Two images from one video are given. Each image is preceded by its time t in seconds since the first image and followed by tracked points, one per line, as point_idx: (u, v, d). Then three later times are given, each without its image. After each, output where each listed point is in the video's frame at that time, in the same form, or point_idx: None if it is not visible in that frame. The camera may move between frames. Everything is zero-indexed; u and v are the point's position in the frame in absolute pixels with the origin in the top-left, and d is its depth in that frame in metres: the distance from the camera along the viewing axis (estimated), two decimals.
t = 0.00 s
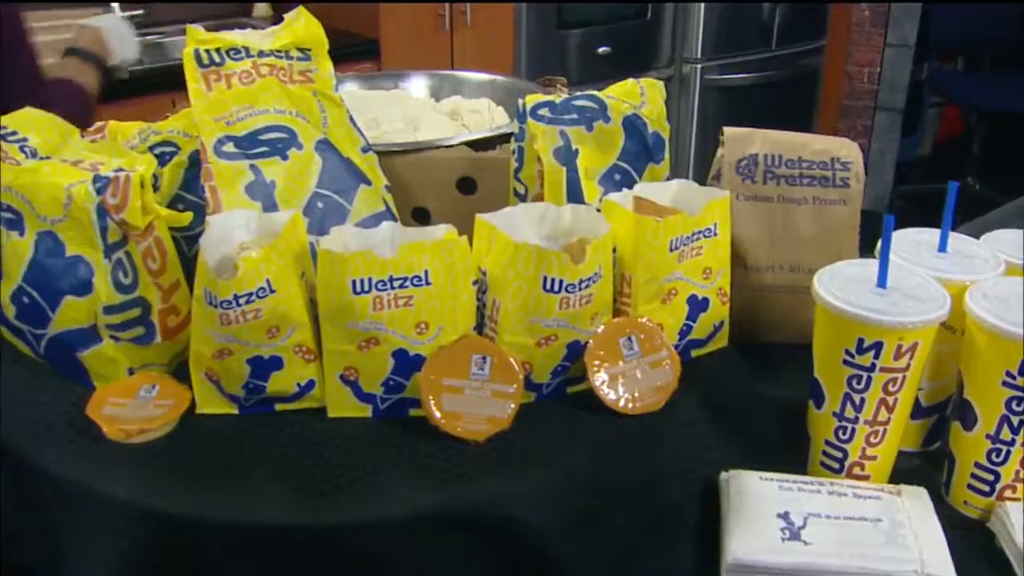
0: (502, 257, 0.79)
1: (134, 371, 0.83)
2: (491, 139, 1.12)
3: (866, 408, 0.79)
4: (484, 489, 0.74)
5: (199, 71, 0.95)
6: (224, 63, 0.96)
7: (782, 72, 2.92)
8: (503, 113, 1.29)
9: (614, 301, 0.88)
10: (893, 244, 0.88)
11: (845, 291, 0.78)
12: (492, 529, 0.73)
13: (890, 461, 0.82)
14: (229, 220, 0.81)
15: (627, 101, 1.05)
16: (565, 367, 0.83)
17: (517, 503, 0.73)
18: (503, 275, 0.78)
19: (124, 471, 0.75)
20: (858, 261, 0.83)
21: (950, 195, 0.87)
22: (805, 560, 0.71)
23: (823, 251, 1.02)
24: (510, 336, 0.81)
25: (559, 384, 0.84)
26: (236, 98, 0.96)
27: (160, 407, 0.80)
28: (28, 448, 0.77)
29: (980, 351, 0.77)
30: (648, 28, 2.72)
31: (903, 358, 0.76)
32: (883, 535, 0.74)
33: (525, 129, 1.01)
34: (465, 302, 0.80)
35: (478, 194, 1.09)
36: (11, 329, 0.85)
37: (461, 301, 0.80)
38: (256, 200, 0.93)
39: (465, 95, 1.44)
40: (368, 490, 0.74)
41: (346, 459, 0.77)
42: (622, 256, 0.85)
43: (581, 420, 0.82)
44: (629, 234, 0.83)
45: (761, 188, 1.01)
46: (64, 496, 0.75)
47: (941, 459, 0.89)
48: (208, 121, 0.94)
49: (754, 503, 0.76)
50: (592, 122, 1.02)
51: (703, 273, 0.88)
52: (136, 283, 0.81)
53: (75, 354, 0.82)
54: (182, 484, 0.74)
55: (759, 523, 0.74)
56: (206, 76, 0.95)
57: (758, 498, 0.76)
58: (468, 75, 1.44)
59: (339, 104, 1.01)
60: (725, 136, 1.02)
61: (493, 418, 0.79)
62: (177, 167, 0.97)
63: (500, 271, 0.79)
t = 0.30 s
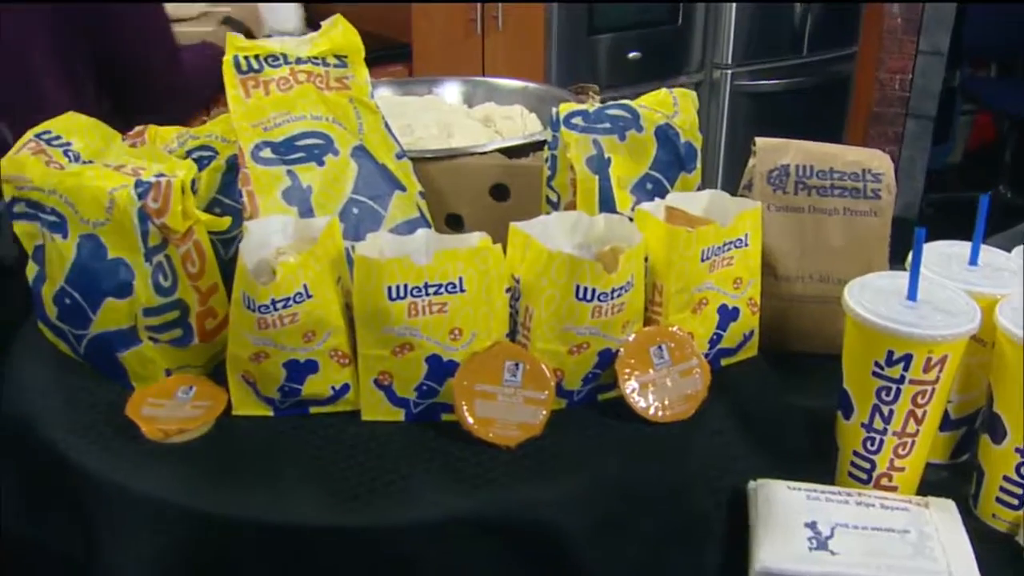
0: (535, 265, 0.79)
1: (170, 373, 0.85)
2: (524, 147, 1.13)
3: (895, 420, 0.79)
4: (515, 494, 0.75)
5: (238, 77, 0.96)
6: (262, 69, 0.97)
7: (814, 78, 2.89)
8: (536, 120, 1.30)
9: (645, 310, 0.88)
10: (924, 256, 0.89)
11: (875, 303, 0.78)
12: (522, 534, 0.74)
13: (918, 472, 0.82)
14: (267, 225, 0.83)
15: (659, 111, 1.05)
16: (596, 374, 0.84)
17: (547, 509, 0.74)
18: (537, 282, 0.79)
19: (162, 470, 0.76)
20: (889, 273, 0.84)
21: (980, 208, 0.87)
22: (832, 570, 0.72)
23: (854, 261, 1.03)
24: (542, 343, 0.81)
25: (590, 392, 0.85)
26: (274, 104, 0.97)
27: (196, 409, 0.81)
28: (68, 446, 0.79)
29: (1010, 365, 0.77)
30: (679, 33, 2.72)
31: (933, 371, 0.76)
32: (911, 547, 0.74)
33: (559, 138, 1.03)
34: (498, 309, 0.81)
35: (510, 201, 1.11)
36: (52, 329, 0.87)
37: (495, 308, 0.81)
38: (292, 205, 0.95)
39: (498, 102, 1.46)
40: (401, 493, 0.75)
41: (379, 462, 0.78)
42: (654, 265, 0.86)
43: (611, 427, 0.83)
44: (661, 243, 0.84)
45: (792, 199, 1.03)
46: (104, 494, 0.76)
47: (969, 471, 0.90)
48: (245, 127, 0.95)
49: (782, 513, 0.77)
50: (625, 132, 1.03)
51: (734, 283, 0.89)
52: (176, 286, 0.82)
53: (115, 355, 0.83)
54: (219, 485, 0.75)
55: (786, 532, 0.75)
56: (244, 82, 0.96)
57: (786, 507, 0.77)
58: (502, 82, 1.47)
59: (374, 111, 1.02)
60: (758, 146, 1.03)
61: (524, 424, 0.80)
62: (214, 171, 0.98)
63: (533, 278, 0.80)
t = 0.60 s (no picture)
0: (554, 274, 0.80)
1: (194, 377, 0.86)
2: (543, 155, 1.14)
3: (909, 430, 0.80)
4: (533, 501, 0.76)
5: (261, 85, 0.97)
6: (284, 78, 0.98)
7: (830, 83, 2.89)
8: (555, 128, 1.32)
9: (662, 319, 0.89)
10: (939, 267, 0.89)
11: (891, 314, 0.79)
12: (539, 541, 0.75)
13: (932, 482, 0.83)
14: (290, 232, 0.84)
15: (677, 121, 1.06)
16: (613, 383, 0.85)
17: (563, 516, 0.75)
18: (556, 292, 0.80)
19: (185, 474, 0.78)
20: (904, 284, 0.85)
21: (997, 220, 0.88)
22: None
23: (870, 270, 1.04)
24: (560, 351, 0.82)
25: (607, 400, 0.86)
26: (296, 112, 0.98)
27: (219, 413, 0.82)
28: (92, 449, 0.80)
29: None
30: (697, 38, 2.72)
31: (947, 383, 0.77)
32: (924, 557, 0.75)
33: (577, 147, 1.04)
34: (517, 317, 0.82)
35: (529, 206, 1.12)
36: (78, 334, 0.88)
37: (514, 317, 0.82)
38: (313, 212, 0.95)
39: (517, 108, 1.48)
40: (420, 499, 0.76)
41: (400, 468, 0.79)
42: (671, 275, 0.87)
43: (627, 435, 0.84)
44: (679, 254, 0.85)
45: (809, 209, 1.04)
46: (128, 497, 0.77)
47: (984, 481, 0.90)
48: (269, 135, 0.96)
49: (796, 522, 0.78)
50: (643, 141, 1.04)
51: (751, 294, 0.89)
52: (199, 292, 0.83)
53: (138, 359, 0.84)
54: (242, 488, 0.76)
55: (800, 542, 0.76)
56: (267, 90, 0.97)
57: (800, 516, 0.78)
58: (520, 89, 1.48)
59: (395, 119, 1.04)
60: (774, 157, 1.05)
61: (542, 432, 0.81)
62: (237, 178, 1.00)
63: (552, 288, 0.81)
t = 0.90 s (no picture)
0: (556, 294, 0.82)
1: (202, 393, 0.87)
2: (545, 170, 1.16)
3: (904, 447, 0.81)
4: (534, 516, 0.77)
5: (267, 103, 0.98)
6: (290, 95, 1.00)
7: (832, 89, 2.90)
8: (557, 142, 1.33)
9: (662, 336, 0.91)
10: (935, 285, 0.91)
11: (887, 333, 0.81)
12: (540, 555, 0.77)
13: (928, 496, 0.84)
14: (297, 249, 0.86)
15: (678, 138, 1.07)
16: (613, 400, 0.86)
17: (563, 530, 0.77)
18: (557, 311, 0.82)
19: (194, 488, 0.79)
20: (900, 302, 0.86)
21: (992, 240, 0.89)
22: None
23: (867, 286, 1.05)
24: (561, 369, 0.84)
25: (607, 416, 0.87)
26: (302, 129, 0.99)
27: (226, 429, 0.84)
28: (103, 463, 0.82)
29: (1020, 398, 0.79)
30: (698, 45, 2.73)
31: (941, 401, 0.78)
32: (917, 571, 0.77)
33: (579, 165, 1.05)
34: (519, 335, 0.83)
35: (531, 222, 1.14)
36: (87, 349, 0.89)
37: (516, 335, 0.83)
38: (319, 229, 0.97)
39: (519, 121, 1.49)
40: (424, 514, 0.78)
41: (404, 483, 0.81)
42: (671, 293, 0.88)
43: (627, 451, 0.85)
44: (678, 273, 0.86)
45: (807, 225, 1.05)
46: (137, 511, 0.79)
47: (979, 495, 0.92)
48: (275, 152, 0.98)
49: (792, 537, 0.79)
50: (644, 158, 1.06)
51: (749, 311, 0.91)
52: (207, 310, 0.84)
53: (147, 375, 0.86)
54: (249, 502, 0.78)
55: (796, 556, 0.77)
56: (273, 108, 0.99)
57: (796, 531, 0.80)
58: (524, 102, 1.50)
59: (400, 135, 1.04)
60: (773, 173, 1.06)
61: (545, 448, 0.82)
62: (243, 194, 1.01)
63: (553, 307, 0.82)
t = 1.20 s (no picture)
0: (549, 319, 0.84)
1: (205, 413, 0.89)
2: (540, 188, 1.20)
3: (888, 468, 0.83)
4: (526, 536, 0.80)
5: (266, 125, 1.01)
6: (290, 118, 1.02)
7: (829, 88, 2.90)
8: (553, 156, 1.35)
9: (652, 357, 0.93)
10: (921, 308, 0.93)
11: (871, 358, 0.83)
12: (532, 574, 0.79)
13: (910, 515, 0.86)
14: (296, 273, 0.88)
15: (670, 158, 1.10)
16: (605, 421, 0.88)
17: (555, 551, 0.80)
18: (549, 336, 0.84)
19: (197, 507, 0.82)
20: (886, 326, 0.88)
21: (977, 265, 0.91)
22: None
23: (855, 304, 1.08)
24: (555, 393, 0.86)
25: (599, 436, 0.90)
26: (301, 151, 1.01)
27: (229, 449, 0.86)
28: (109, 483, 0.84)
29: (1000, 423, 0.81)
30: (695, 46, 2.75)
31: (924, 425, 0.80)
32: None
33: (574, 184, 1.08)
34: (513, 359, 0.86)
35: (527, 238, 1.16)
36: (92, 369, 0.91)
37: (510, 358, 0.86)
38: (319, 250, 0.98)
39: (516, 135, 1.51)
40: (420, 533, 0.80)
41: (401, 503, 0.83)
42: (661, 317, 0.90)
43: (619, 471, 0.87)
44: (669, 298, 0.89)
45: (798, 245, 1.08)
46: (142, 529, 0.81)
47: (962, 512, 0.94)
48: (275, 174, 1.00)
49: (778, 556, 0.81)
50: (638, 178, 1.08)
51: (739, 332, 0.93)
52: (209, 333, 0.86)
53: (151, 396, 0.88)
54: (250, 521, 0.80)
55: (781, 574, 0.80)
56: (273, 130, 1.01)
57: (782, 550, 0.82)
58: (521, 114, 1.52)
59: (396, 155, 1.06)
60: (765, 193, 1.08)
61: (539, 469, 0.84)
62: (244, 214, 1.03)
63: (546, 332, 0.84)
